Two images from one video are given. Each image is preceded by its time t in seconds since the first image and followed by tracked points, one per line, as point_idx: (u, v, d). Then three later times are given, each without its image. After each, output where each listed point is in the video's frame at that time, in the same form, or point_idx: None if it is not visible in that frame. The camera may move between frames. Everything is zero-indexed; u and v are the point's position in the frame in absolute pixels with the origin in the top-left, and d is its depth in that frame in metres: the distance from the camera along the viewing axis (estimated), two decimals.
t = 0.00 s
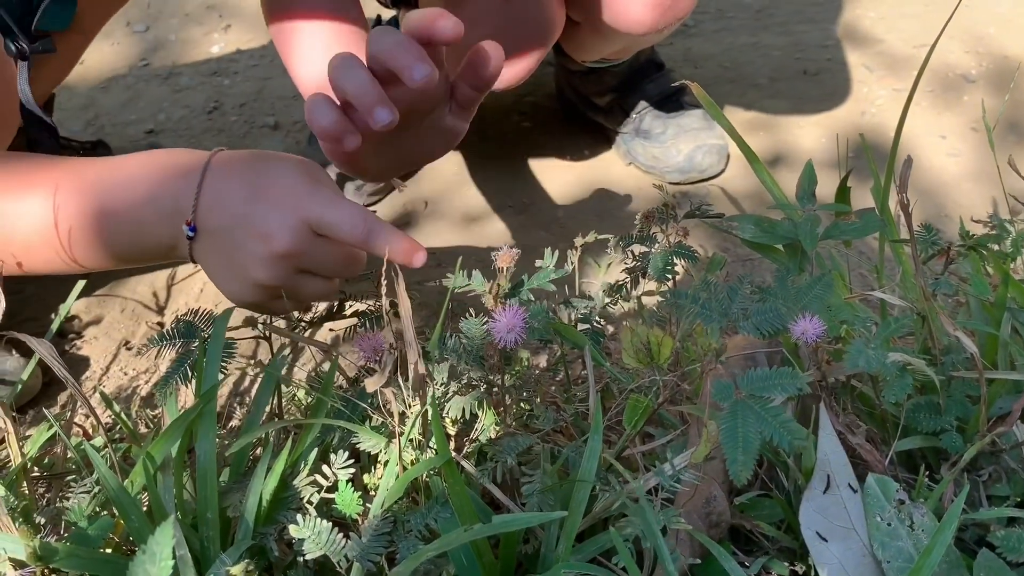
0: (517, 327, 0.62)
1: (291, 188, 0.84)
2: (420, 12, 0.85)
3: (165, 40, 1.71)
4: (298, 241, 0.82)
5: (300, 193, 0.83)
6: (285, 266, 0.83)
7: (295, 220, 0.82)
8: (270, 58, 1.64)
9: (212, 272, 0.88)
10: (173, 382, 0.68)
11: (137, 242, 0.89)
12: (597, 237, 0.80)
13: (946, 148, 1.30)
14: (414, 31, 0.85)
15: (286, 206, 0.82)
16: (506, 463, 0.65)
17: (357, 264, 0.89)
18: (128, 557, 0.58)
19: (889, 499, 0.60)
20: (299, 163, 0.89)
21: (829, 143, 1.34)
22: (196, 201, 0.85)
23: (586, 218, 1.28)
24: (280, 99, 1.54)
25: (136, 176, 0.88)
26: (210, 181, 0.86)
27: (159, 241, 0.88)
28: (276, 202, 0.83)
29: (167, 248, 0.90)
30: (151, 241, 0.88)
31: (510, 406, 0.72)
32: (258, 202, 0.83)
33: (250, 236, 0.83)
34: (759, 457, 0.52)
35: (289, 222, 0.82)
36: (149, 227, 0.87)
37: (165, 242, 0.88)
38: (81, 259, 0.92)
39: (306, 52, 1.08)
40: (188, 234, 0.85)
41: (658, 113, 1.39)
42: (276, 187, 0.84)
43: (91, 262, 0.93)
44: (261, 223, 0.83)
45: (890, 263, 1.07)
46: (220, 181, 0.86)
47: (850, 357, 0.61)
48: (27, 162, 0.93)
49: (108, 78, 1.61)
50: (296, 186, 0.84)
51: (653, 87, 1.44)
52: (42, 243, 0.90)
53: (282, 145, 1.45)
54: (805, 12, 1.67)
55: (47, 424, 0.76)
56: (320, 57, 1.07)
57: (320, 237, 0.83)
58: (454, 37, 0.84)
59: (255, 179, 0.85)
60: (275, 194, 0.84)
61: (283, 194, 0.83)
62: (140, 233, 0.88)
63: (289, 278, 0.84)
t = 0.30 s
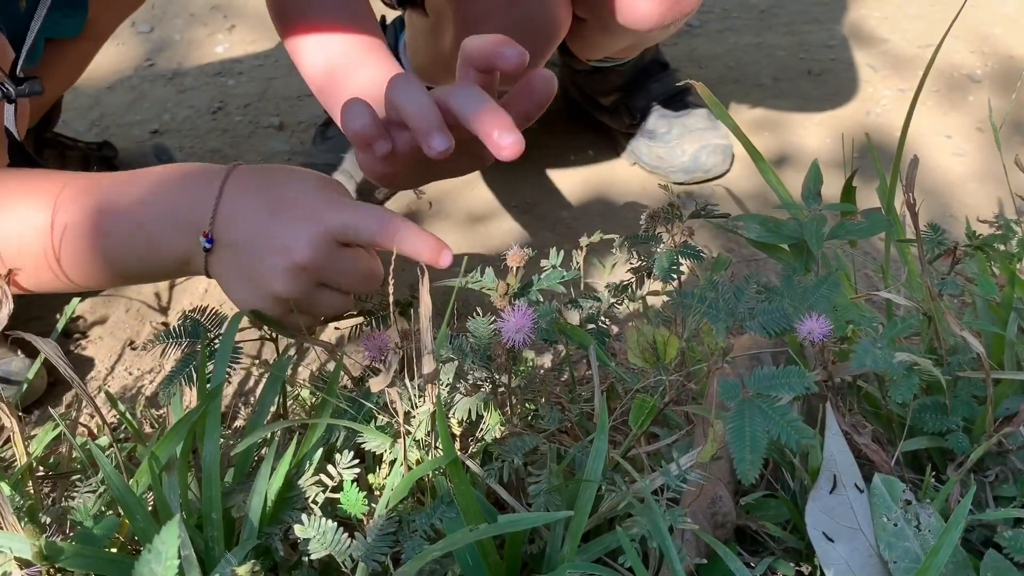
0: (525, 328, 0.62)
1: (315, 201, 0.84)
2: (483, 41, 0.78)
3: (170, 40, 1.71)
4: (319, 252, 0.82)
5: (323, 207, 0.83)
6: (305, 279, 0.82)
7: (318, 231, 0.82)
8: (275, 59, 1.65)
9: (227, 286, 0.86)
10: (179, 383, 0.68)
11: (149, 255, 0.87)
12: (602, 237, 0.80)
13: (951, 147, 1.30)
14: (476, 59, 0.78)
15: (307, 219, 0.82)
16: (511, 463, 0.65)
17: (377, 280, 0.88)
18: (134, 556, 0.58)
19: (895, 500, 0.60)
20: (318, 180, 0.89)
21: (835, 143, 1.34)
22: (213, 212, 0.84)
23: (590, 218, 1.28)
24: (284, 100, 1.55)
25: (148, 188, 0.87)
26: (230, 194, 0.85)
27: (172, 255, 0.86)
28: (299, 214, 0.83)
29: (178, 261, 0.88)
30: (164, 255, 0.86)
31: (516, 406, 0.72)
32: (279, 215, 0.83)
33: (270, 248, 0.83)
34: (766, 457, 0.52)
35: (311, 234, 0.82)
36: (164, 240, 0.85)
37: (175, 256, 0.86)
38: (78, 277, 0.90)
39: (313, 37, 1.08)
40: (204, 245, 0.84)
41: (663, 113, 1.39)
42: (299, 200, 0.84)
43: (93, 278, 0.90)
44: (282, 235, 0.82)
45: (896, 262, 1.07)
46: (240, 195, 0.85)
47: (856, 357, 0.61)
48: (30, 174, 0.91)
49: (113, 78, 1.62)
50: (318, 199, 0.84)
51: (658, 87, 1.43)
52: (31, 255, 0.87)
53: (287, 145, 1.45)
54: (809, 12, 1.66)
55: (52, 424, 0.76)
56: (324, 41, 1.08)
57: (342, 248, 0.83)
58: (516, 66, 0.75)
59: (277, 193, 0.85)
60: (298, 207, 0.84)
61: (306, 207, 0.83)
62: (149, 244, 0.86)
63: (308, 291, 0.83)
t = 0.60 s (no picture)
0: (529, 325, 0.62)
1: (371, 222, 0.86)
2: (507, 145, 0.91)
3: (173, 41, 1.71)
4: (380, 272, 0.82)
5: (384, 231, 0.85)
6: (361, 298, 0.82)
7: (383, 253, 0.83)
8: (277, 59, 1.65)
9: (267, 303, 0.83)
10: (182, 382, 0.68)
11: (176, 272, 0.82)
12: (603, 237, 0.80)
13: (953, 147, 1.30)
14: (526, 124, 0.98)
15: (369, 240, 0.83)
16: (513, 462, 0.65)
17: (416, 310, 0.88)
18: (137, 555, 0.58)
19: (897, 499, 0.60)
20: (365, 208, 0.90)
21: (837, 143, 1.33)
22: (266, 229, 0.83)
23: (592, 217, 1.28)
24: (286, 100, 1.55)
25: (157, 210, 0.83)
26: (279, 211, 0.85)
27: (203, 273, 0.82)
28: (358, 233, 0.84)
29: (187, 286, 0.83)
30: (193, 271, 0.82)
31: (519, 405, 0.72)
32: (338, 233, 0.84)
33: (326, 264, 0.82)
34: (768, 456, 0.52)
35: (374, 254, 0.83)
36: (196, 254, 0.82)
37: (196, 278, 0.82)
38: (76, 304, 0.84)
39: (313, 36, 1.08)
40: (254, 257, 0.82)
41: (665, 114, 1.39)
42: (355, 219, 0.85)
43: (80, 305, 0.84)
44: (344, 254, 0.82)
45: (898, 262, 1.06)
46: (291, 212, 0.85)
47: (858, 356, 0.61)
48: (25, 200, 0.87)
49: (116, 78, 1.62)
50: (375, 222, 0.86)
51: (660, 87, 1.43)
52: (11, 277, 0.82)
53: (289, 145, 1.46)
54: (811, 12, 1.66)
55: (55, 423, 0.76)
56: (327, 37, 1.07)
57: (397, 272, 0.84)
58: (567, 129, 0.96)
59: (332, 212, 0.86)
60: (358, 228, 0.84)
61: (364, 227, 0.85)
62: (158, 268, 0.81)
63: (361, 311, 0.82)
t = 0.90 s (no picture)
0: (525, 323, 0.62)
1: (335, 201, 0.88)
2: None
3: (175, 41, 1.72)
4: (348, 250, 0.85)
5: (350, 209, 0.87)
6: (332, 276, 0.84)
7: (350, 231, 0.86)
8: (279, 59, 1.65)
9: (244, 288, 0.85)
10: (183, 382, 0.69)
11: (156, 265, 0.84)
12: (604, 236, 0.80)
13: (955, 146, 1.30)
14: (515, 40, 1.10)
15: (336, 220, 0.86)
16: (513, 462, 0.65)
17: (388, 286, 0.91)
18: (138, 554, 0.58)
19: (897, 498, 0.60)
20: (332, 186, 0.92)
21: (837, 143, 1.33)
22: (236, 215, 0.85)
23: (593, 216, 1.28)
24: (288, 100, 1.55)
25: (130, 205, 0.85)
26: (246, 196, 0.87)
27: (182, 264, 0.85)
28: (325, 214, 0.87)
29: (173, 278, 0.86)
30: (172, 263, 0.84)
31: (518, 405, 0.72)
32: (305, 214, 0.86)
33: (296, 244, 0.85)
34: (767, 454, 0.52)
35: (340, 233, 0.86)
36: (173, 246, 0.84)
37: (176, 269, 0.85)
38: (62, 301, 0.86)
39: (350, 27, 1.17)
40: (226, 245, 0.84)
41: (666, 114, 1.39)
42: (320, 199, 0.88)
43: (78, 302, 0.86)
44: (311, 234, 0.85)
45: (898, 261, 1.07)
46: (257, 196, 0.87)
47: (858, 355, 0.61)
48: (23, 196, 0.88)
49: (118, 79, 1.63)
50: (339, 201, 0.88)
51: (661, 86, 1.43)
52: None
53: (290, 145, 1.46)
54: (812, 11, 1.66)
55: (57, 423, 0.77)
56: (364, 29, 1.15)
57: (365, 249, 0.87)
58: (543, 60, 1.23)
59: (295, 192, 0.88)
60: (324, 209, 0.87)
61: (329, 207, 0.87)
62: (139, 261, 0.84)
63: (334, 288, 0.84)
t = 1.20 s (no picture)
0: (523, 326, 0.63)
1: (315, 188, 0.88)
2: None
3: (176, 43, 1.72)
4: (329, 236, 0.85)
5: (327, 195, 0.87)
6: (316, 263, 0.84)
7: (328, 216, 0.86)
8: (280, 61, 1.66)
9: (232, 281, 0.85)
10: (183, 383, 0.69)
11: (144, 260, 0.85)
12: (603, 237, 0.80)
13: (955, 146, 1.30)
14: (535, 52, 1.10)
15: (317, 207, 0.86)
16: (512, 462, 0.65)
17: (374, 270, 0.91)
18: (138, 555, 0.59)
19: (896, 498, 0.60)
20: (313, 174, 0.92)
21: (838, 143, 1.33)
22: (218, 209, 0.85)
23: (593, 216, 1.28)
24: (289, 101, 1.56)
25: (117, 202, 0.86)
26: (227, 189, 0.87)
27: (168, 258, 0.85)
28: (305, 201, 0.86)
29: (161, 271, 0.87)
30: (159, 258, 0.85)
31: (517, 404, 0.72)
32: (286, 203, 0.86)
33: (278, 233, 0.84)
34: (765, 454, 0.52)
35: (320, 219, 0.85)
36: (159, 241, 0.85)
37: (164, 264, 0.86)
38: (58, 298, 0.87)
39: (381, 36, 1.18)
40: (209, 240, 0.84)
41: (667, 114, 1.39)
42: (300, 186, 0.87)
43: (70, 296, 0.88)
44: (292, 222, 0.85)
45: (898, 262, 1.07)
46: (238, 188, 0.87)
47: (857, 355, 0.61)
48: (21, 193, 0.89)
49: (120, 81, 1.63)
50: (319, 187, 0.88)
51: (661, 86, 1.43)
52: None
53: (291, 146, 1.46)
54: (813, 11, 1.66)
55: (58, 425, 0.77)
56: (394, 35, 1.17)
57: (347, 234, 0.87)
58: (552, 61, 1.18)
59: (274, 182, 0.88)
60: (303, 196, 0.86)
61: (308, 193, 0.87)
62: (127, 258, 0.85)
63: (318, 274, 0.84)
